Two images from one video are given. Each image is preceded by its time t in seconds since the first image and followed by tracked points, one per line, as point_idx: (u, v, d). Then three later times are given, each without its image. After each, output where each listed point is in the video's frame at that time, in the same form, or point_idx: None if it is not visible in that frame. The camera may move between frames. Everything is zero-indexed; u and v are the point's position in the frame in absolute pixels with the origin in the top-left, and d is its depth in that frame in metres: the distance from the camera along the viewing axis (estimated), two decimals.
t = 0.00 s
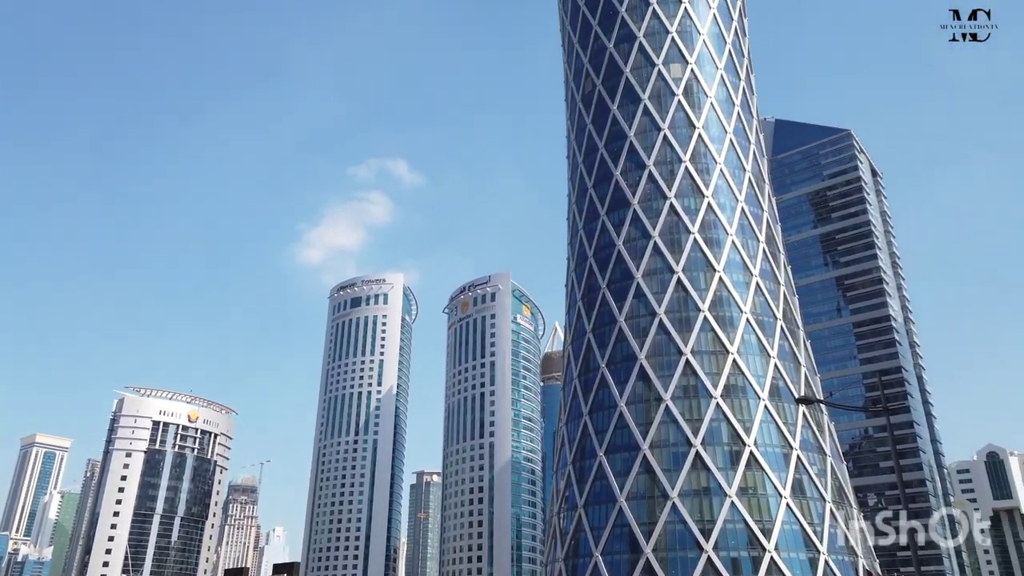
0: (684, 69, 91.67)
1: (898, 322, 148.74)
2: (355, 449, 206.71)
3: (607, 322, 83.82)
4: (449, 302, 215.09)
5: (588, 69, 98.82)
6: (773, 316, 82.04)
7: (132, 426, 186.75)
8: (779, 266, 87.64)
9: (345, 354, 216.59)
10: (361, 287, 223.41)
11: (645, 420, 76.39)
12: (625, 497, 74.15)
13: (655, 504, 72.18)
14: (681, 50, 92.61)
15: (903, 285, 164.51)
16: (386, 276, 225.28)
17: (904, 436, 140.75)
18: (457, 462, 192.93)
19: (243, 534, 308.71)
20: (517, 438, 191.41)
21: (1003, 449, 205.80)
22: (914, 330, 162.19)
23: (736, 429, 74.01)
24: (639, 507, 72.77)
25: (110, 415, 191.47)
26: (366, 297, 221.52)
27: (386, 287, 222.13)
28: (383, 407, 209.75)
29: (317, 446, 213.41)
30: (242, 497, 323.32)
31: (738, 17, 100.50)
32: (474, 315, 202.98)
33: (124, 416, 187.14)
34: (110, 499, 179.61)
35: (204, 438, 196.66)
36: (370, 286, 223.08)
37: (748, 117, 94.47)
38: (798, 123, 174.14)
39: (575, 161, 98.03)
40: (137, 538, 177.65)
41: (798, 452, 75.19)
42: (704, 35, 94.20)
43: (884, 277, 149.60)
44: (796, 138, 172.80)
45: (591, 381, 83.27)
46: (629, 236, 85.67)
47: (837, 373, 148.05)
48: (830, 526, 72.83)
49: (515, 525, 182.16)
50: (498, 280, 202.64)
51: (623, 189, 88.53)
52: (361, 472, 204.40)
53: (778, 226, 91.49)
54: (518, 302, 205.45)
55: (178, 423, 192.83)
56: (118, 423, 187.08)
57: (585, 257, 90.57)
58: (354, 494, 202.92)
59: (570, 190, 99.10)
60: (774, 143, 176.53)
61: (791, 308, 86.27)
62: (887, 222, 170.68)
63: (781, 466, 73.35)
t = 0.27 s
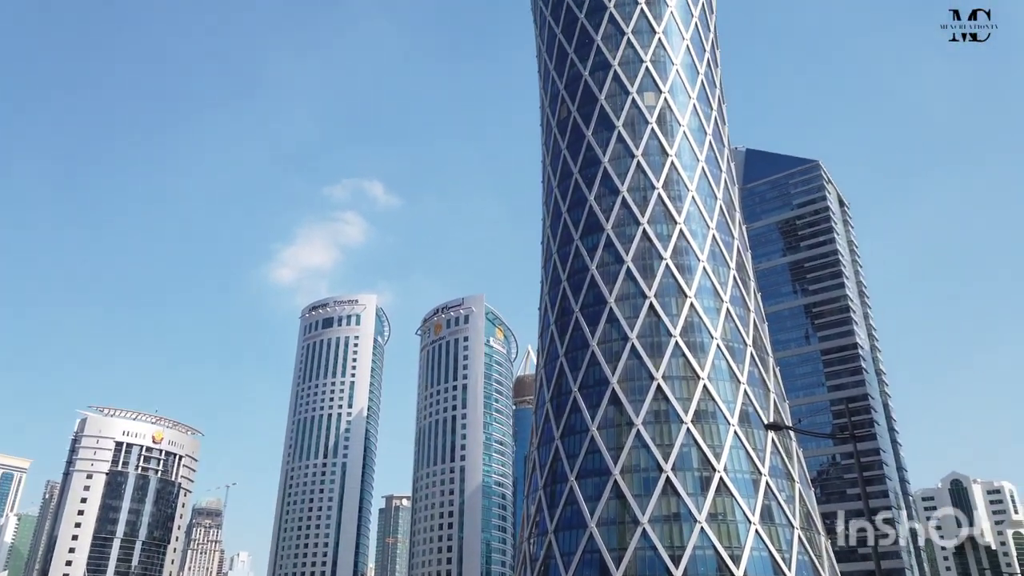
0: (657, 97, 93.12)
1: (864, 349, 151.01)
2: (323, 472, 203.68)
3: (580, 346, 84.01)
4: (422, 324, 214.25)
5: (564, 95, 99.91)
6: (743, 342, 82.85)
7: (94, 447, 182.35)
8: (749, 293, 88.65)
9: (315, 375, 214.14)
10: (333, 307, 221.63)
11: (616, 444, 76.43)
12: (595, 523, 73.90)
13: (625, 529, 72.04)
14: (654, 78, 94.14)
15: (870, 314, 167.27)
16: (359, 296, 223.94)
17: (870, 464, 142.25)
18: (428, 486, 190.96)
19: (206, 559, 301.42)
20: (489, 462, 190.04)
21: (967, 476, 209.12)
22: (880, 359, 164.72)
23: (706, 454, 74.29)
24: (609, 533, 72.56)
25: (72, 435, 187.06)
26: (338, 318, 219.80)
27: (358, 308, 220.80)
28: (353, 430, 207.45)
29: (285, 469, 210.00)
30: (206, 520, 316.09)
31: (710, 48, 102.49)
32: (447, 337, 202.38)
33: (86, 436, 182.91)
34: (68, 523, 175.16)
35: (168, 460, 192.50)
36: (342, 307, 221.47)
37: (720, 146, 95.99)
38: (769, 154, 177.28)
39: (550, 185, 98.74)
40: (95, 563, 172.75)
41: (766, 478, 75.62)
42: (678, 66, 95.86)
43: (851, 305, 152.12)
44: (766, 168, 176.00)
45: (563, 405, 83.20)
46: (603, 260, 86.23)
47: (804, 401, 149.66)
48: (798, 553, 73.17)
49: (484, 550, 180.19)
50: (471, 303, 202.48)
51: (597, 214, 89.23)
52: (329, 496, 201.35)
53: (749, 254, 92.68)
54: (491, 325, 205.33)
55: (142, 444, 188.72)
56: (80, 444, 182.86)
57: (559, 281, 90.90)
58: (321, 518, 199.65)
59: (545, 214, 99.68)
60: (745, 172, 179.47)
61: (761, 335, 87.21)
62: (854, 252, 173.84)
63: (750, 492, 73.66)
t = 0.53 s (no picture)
0: (632, 128, 94.43)
1: (833, 380, 152.70)
2: (291, 498, 200.10)
3: (553, 373, 84.00)
4: (395, 348, 212.94)
5: (541, 124, 100.93)
6: (715, 372, 83.41)
7: (54, 471, 177.67)
8: (721, 322, 89.48)
9: (285, 400, 211.32)
10: (305, 331, 219.60)
11: (588, 472, 76.21)
12: (566, 552, 73.37)
13: (596, 559, 71.60)
14: (630, 109, 95.56)
15: (839, 345, 169.40)
16: (332, 320, 222.23)
17: (838, 494, 143.20)
18: (397, 513, 188.38)
19: None
20: (460, 489, 188.14)
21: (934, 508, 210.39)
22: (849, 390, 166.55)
23: (677, 483, 74.35)
24: (580, 563, 72.07)
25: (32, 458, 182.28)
26: (309, 341, 217.71)
27: (331, 331, 219.13)
28: (322, 456, 204.57)
29: (252, 495, 205.93)
30: (169, 548, 308.44)
31: (684, 81, 104.28)
32: (420, 362, 201.26)
33: (47, 459, 178.31)
34: (25, 549, 170.35)
35: (130, 485, 187.97)
36: (314, 330, 219.60)
37: (693, 178, 97.44)
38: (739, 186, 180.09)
39: (526, 213, 99.33)
40: None
41: (737, 508, 75.79)
42: (652, 98, 97.41)
43: (820, 335, 154.03)
44: (737, 199, 178.75)
45: (536, 432, 82.93)
46: (577, 287, 86.66)
47: (775, 431, 150.75)
48: None
49: None
50: (445, 328, 201.95)
51: (572, 242, 89.83)
52: (296, 523, 197.65)
53: (720, 284, 93.69)
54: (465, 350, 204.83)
55: (105, 469, 184.32)
56: (40, 467, 178.20)
57: (533, 307, 91.09)
58: (287, 546, 195.67)
59: (520, 240, 100.11)
60: (717, 202, 181.97)
61: (732, 364, 87.88)
62: (823, 284, 176.44)
63: (721, 521, 73.75)
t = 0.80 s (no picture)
0: (607, 160, 95.60)
1: (803, 414, 154.08)
2: (257, 528, 195.81)
3: (527, 403, 83.74)
4: (368, 375, 211.08)
5: (518, 154, 101.83)
6: (687, 403, 83.75)
7: (12, 498, 172.38)
8: (693, 354, 90.08)
9: (254, 427, 207.86)
10: (277, 356, 217.07)
11: (560, 504, 75.71)
12: None
13: None
14: (606, 142, 96.85)
15: (809, 378, 171.09)
16: (304, 345, 220.04)
17: (809, 526, 143.64)
18: (366, 544, 185.12)
19: None
20: (430, 520, 185.64)
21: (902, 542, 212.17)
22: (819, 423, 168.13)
23: (649, 515, 74.13)
24: None
25: None
26: (281, 367, 215.12)
27: (303, 358, 216.89)
28: (290, 484, 201.07)
29: (217, 525, 201.14)
30: None
31: (659, 116, 106.05)
32: (393, 390, 199.56)
33: (5, 485, 173.08)
34: None
35: (91, 513, 183.27)
36: (286, 356, 217.19)
37: (667, 210, 98.65)
38: (711, 220, 182.94)
39: (502, 241, 99.71)
40: None
41: (709, 541, 75.66)
42: (628, 131, 98.85)
43: (791, 369, 155.72)
44: (710, 233, 181.33)
45: (508, 462, 82.37)
46: (552, 317, 86.87)
47: (746, 463, 151.50)
48: None
49: None
50: (419, 355, 200.76)
51: (548, 271, 90.21)
52: (262, 554, 193.17)
53: (694, 315, 94.47)
54: (438, 378, 203.80)
55: (65, 496, 179.33)
56: None
57: (507, 336, 91.04)
58: None
59: (495, 268, 100.32)
60: (691, 235, 184.54)
61: (704, 396, 88.33)
62: (794, 317, 178.65)
63: (692, 554, 73.65)
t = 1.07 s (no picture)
0: (586, 194, 96.54)
1: (778, 450, 154.51)
2: (224, 561, 190.71)
3: (502, 435, 83.21)
4: (342, 406, 208.74)
5: (497, 186, 102.57)
6: (662, 438, 83.70)
7: None
8: (669, 388, 90.28)
9: (224, 457, 203.95)
10: (250, 386, 214.25)
11: (534, 538, 74.97)
12: None
13: None
14: (584, 176, 97.91)
15: (783, 414, 171.87)
16: (277, 375, 217.56)
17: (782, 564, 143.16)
18: None
19: None
20: (402, 554, 182.56)
21: None
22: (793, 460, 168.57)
23: (624, 551, 73.59)
24: None
25: None
26: (253, 397, 212.28)
27: (276, 387, 214.34)
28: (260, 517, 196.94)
29: (182, 558, 195.72)
30: None
31: (637, 152, 107.50)
32: (367, 421, 197.33)
33: None
34: None
35: (52, 545, 177.80)
36: (259, 385, 214.46)
37: (644, 245, 99.58)
38: (686, 256, 184.97)
39: (480, 272, 99.84)
40: None
41: None
42: (606, 166, 100.07)
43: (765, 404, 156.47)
44: (686, 268, 183.19)
45: (483, 496, 81.52)
46: (529, 349, 86.82)
47: (720, 499, 151.40)
48: None
49: None
50: (395, 387, 199.20)
51: (525, 303, 90.38)
52: None
53: (670, 349, 94.88)
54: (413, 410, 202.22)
55: (26, 527, 173.97)
56: None
57: (484, 368, 90.73)
58: None
59: (473, 299, 100.29)
60: (667, 270, 186.47)
61: (679, 430, 88.38)
62: (768, 353, 180.06)
63: None
